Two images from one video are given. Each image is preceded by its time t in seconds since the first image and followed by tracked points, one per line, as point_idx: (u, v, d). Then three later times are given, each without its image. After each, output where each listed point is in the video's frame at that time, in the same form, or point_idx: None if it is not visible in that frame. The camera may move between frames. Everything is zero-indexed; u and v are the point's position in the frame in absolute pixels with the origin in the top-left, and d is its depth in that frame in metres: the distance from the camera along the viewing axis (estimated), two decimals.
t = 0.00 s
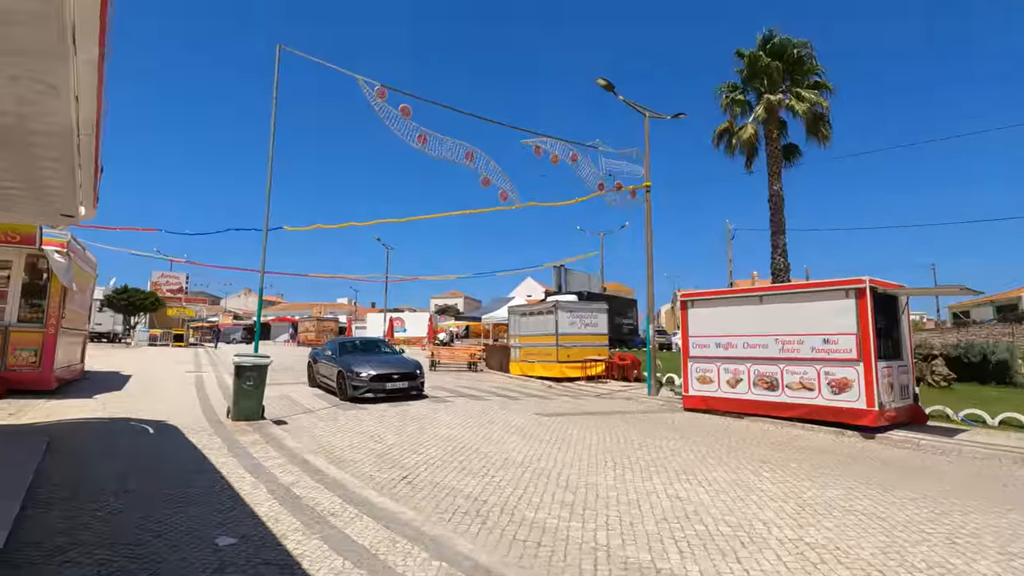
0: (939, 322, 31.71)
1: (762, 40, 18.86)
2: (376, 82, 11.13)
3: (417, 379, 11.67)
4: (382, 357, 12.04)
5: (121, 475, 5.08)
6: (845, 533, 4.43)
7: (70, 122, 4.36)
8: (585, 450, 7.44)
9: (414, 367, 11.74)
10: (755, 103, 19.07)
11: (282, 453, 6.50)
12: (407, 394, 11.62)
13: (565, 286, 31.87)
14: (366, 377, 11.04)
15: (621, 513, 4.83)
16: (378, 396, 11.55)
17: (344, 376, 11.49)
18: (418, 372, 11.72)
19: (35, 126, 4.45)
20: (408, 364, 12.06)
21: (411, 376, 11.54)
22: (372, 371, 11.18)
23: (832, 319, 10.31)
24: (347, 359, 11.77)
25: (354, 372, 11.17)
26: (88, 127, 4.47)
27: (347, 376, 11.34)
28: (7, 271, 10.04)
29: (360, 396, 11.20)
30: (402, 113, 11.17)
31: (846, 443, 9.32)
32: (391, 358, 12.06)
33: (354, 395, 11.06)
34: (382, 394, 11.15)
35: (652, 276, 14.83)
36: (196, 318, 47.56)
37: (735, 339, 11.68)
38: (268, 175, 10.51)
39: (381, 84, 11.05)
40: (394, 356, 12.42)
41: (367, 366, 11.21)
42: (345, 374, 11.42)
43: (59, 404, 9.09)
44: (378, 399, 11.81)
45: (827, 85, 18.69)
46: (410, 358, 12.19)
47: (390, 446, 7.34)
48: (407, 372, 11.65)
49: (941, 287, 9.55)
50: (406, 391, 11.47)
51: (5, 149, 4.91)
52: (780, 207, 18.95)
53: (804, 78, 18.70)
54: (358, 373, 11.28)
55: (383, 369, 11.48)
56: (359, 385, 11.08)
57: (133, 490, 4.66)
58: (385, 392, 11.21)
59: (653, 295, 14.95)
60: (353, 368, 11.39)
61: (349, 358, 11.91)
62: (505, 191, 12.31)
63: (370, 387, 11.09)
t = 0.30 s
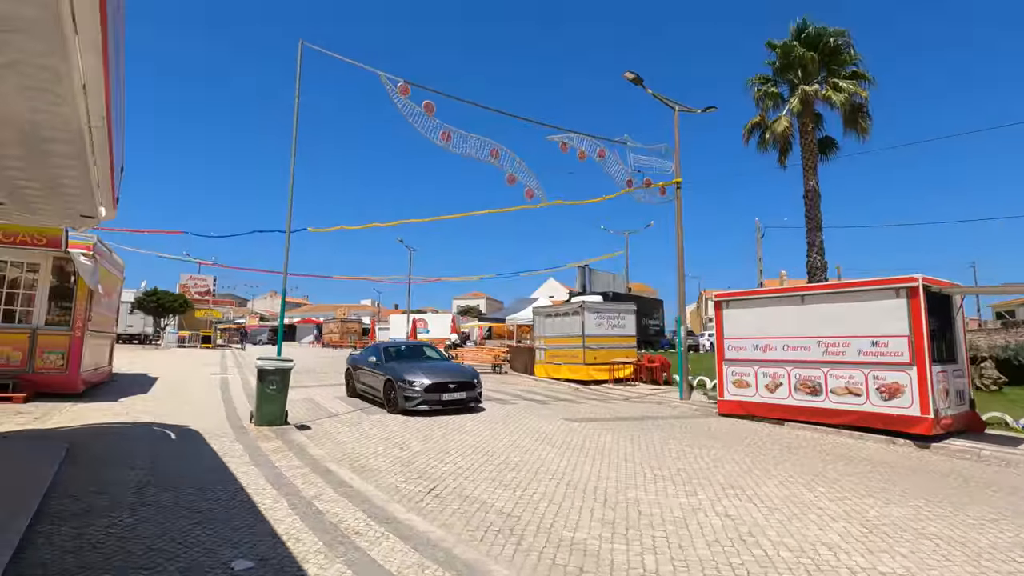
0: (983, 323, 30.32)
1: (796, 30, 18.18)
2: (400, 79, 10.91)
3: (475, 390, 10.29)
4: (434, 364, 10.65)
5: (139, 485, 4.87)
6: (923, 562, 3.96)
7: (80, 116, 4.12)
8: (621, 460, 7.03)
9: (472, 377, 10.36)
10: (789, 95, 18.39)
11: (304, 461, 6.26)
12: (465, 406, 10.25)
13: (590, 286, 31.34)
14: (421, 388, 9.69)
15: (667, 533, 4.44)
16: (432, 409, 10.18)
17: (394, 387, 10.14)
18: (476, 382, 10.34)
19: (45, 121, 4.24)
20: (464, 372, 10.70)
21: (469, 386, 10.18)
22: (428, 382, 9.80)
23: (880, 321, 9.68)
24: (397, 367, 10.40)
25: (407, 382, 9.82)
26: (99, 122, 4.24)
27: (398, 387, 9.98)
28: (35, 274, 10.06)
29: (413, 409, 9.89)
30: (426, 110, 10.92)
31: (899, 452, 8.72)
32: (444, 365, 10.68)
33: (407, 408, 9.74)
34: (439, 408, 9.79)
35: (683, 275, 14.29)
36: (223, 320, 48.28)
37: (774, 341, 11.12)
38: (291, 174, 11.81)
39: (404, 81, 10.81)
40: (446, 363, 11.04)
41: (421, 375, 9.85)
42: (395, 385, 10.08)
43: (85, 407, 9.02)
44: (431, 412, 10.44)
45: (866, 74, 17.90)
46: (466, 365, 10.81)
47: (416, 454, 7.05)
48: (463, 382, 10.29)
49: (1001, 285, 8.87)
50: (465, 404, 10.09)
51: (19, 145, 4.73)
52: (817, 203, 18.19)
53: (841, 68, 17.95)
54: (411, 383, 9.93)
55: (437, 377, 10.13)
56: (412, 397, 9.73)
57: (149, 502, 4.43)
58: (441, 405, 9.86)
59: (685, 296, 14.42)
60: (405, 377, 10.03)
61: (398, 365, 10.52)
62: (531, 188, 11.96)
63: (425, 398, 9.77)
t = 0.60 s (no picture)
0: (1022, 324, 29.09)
1: (825, 19, 17.57)
2: (418, 73, 10.65)
3: (542, 400, 8.81)
4: (491, 370, 9.16)
5: (147, 492, 4.63)
6: None
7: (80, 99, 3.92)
8: (653, 467, 6.62)
9: (537, 385, 8.90)
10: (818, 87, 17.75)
11: (319, 466, 5.98)
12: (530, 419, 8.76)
13: (610, 286, 30.83)
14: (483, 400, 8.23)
15: (713, 550, 4.04)
16: (494, 422, 8.71)
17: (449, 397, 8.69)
18: (543, 391, 8.82)
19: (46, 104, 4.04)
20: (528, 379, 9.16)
21: (536, 396, 8.66)
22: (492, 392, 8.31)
23: (926, 320, 9.09)
24: (451, 373, 8.93)
25: (465, 392, 8.35)
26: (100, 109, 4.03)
27: (455, 397, 8.52)
28: (54, 274, 10.00)
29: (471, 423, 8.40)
30: (445, 104, 10.63)
31: (950, 459, 8.16)
32: (504, 371, 9.20)
33: (466, 422, 8.25)
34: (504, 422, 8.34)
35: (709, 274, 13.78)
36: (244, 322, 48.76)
37: (809, 342, 10.59)
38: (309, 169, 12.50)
39: (422, 74, 10.55)
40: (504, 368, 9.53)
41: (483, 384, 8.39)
42: (450, 394, 8.64)
43: (101, 408, 8.89)
44: (492, 426, 8.92)
45: (900, 64, 17.18)
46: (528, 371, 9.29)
47: (437, 459, 6.74)
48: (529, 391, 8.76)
49: None
50: (531, 418, 8.62)
51: (26, 133, 4.54)
52: (848, 198, 17.50)
53: (873, 58, 17.27)
54: (470, 392, 8.45)
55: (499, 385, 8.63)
56: (473, 409, 8.26)
57: (156, 512, 4.18)
58: (506, 418, 8.39)
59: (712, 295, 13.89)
60: (461, 385, 8.57)
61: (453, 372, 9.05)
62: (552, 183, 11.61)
63: (486, 411, 8.27)
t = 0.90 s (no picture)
0: None
1: (855, 11, 16.95)
2: (435, 70, 10.34)
3: (633, 422, 7.30)
4: (569, 386, 7.67)
5: (151, 511, 4.34)
6: None
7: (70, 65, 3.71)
8: (689, 482, 6.17)
9: (625, 403, 7.40)
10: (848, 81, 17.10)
11: (335, 479, 5.69)
12: (620, 446, 7.24)
13: (629, 288, 30.26)
14: (568, 422, 6.74)
15: None
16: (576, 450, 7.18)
17: (523, 418, 7.21)
18: (633, 410, 7.31)
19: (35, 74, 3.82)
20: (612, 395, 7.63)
21: (626, 417, 7.14)
22: (579, 412, 6.82)
23: (977, 323, 8.51)
24: (521, 390, 7.43)
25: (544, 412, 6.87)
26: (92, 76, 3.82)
27: (531, 418, 7.03)
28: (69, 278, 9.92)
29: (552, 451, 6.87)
30: (463, 101, 10.31)
31: (1007, 474, 7.57)
32: (584, 387, 7.68)
33: (547, 450, 6.74)
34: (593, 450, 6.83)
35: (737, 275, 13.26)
36: (262, 325, 49.03)
37: (847, 347, 10.04)
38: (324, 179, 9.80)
39: (440, 71, 10.23)
40: (579, 383, 8.00)
41: (566, 402, 6.90)
42: (524, 415, 7.16)
43: (114, 415, 8.70)
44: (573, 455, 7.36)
45: (935, 56, 16.47)
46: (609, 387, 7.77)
47: (457, 472, 6.39)
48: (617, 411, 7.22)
49: None
50: (622, 443, 7.12)
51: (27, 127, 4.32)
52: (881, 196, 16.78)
53: (907, 50, 16.58)
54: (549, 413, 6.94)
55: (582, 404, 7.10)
56: (555, 434, 6.75)
57: (158, 534, 3.87)
58: (594, 444, 6.86)
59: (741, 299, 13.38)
60: (536, 404, 7.07)
61: (524, 387, 7.57)
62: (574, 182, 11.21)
63: (572, 436, 6.76)
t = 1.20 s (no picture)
0: None
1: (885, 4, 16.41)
2: (454, 68, 10.11)
3: (772, 454, 5.66)
4: (684, 404, 6.03)
5: (158, 525, 4.06)
6: None
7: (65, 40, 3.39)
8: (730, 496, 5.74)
9: (761, 429, 5.77)
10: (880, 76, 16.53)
11: (352, 491, 5.38)
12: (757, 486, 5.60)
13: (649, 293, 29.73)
14: (702, 456, 5.12)
15: None
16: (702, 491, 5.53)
17: (633, 446, 5.59)
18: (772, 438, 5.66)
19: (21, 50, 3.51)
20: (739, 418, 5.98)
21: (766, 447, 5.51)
22: (715, 442, 5.18)
23: None
24: (628, 410, 5.81)
25: (667, 441, 5.26)
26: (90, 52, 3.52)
27: (647, 448, 5.40)
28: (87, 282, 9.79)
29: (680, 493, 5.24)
30: (483, 99, 10.05)
31: None
32: (704, 407, 6.04)
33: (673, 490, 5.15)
34: (733, 493, 5.20)
35: (767, 277, 12.75)
36: (281, 332, 49.33)
37: (889, 351, 9.50)
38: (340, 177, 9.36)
39: (459, 69, 10.00)
40: (690, 402, 6.36)
41: (697, 430, 5.26)
42: (635, 443, 5.54)
43: (129, 421, 8.53)
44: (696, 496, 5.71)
45: (971, 49, 15.83)
46: (732, 406, 6.14)
47: (481, 483, 6.05)
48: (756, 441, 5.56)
49: None
50: (764, 483, 5.47)
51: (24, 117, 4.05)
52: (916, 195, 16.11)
53: (941, 43, 15.97)
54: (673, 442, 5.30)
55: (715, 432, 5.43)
56: (683, 470, 5.13)
57: (164, 551, 3.59)
58: (733, 485, 5.23)
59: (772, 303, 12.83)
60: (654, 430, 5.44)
61: (630, 406, 5.93)
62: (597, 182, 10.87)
63: (707, 474, 5.13)
